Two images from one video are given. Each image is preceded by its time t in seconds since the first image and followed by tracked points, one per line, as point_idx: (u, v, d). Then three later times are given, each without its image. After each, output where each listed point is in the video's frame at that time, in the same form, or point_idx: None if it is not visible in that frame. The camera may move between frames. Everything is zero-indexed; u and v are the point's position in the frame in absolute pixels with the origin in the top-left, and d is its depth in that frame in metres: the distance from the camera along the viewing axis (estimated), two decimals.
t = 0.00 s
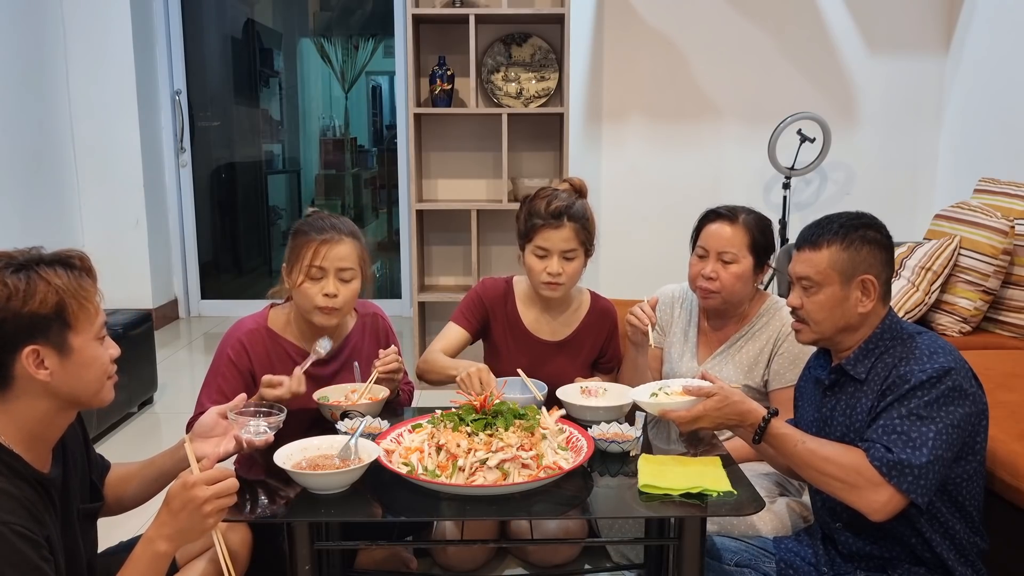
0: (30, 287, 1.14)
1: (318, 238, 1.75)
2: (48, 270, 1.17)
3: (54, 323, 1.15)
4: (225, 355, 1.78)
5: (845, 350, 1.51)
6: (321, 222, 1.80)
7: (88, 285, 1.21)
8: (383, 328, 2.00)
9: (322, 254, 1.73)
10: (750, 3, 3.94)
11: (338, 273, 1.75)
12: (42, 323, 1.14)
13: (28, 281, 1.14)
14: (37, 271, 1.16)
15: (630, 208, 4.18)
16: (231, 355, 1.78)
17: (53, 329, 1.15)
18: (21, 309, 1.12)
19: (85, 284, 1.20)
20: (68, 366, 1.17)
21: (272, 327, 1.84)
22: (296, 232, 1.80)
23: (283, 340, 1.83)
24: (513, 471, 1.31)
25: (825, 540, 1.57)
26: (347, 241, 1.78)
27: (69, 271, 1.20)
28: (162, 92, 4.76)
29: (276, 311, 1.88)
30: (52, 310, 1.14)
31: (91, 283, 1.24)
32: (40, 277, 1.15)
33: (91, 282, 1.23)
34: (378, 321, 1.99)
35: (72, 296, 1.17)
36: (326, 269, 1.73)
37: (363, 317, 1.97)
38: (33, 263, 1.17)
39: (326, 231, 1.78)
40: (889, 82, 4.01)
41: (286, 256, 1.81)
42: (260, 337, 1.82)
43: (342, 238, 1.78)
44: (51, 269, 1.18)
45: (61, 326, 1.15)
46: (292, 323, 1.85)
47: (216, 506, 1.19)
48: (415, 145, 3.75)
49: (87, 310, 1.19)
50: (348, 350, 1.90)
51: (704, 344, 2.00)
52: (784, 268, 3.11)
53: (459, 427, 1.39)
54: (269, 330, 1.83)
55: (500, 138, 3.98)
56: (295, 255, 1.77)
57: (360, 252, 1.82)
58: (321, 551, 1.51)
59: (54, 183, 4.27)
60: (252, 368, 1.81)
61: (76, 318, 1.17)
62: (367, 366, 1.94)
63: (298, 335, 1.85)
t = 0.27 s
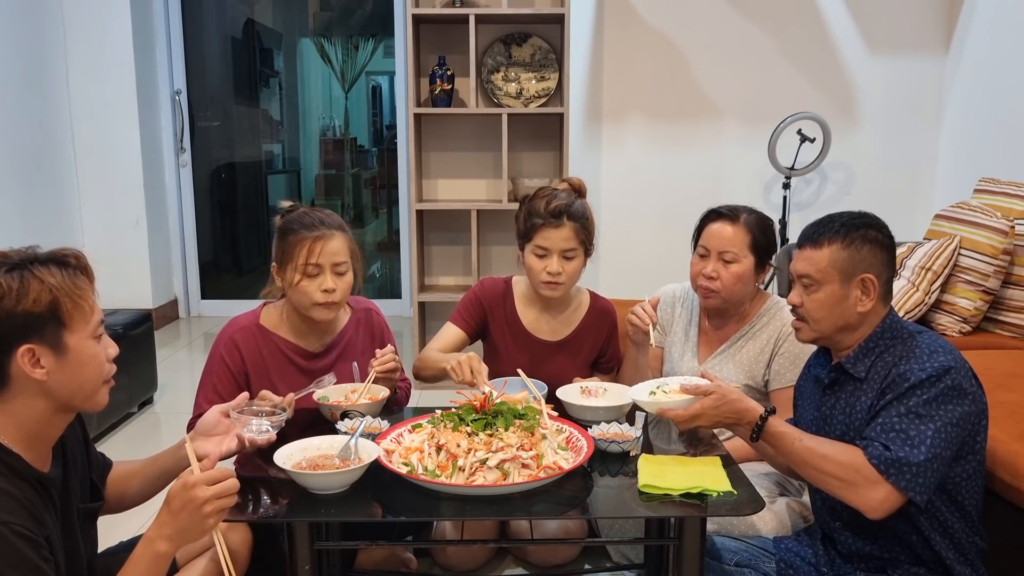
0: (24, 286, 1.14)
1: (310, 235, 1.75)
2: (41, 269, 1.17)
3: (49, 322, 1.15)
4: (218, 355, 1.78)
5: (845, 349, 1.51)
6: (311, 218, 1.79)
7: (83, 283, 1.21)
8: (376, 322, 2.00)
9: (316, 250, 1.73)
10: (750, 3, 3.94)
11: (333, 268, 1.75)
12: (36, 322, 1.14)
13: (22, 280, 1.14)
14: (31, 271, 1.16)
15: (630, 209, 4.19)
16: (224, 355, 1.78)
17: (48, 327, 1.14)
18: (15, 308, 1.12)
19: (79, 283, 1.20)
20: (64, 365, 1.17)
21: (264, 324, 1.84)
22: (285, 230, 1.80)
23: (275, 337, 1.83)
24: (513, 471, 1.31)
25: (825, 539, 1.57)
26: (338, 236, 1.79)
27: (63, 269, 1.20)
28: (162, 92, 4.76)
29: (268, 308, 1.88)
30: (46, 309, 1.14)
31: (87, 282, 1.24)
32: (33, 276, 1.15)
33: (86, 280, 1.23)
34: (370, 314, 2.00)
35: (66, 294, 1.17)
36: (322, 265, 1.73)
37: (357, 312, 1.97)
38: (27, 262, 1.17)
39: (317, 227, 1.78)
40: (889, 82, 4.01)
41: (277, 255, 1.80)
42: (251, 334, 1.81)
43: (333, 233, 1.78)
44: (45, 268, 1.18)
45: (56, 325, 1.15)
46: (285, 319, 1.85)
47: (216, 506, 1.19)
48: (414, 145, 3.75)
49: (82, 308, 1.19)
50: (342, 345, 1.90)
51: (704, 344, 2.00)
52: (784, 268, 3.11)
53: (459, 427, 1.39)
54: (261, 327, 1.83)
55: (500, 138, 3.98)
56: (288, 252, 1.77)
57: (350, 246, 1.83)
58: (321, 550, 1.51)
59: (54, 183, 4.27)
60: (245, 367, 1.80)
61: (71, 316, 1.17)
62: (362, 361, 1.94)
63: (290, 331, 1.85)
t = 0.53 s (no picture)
0: (20, 285, 1.14)
1: (303, 233, 1.75)
2: (37, 267, 1.17)
3: (45, 320, 1.15)
4: (214, 354, 1.78)
5: (845, 348, 1.51)
6: (301, 216, 1.79)
7: (80, 282, 1.21)
8: (371, 318, 2.00)
9: (309, 248, 1.73)
10: (751, 2, 3.94)
11: (326, 264, 1.75)
12: (32, 320, 1.14)
13: (18, 278, 1.14)
14: (27, 269, 1.16)
15: (630, 209, 4.19)
16: (220, 354, 1.78)
17: (44, 326, 1.15)
18: (10, 306, 1.12)
19: (76, 281, 1.20)
20: (61, 363, 1.17)
21: (258, 322, 1.84)
22: (276, 229, 1.80)
23: (270, 334, 1.83)
24: (513, 471, 1.31)
25: (825, 539, 1.57)
26: (330, 233, 1.79)
27: (59, 268, 1.20)
28: (162, 92, 4.76)
29: (262, 307, 1.88)
30: (42, 307, 1.14)
31: (83, 280, 1.24)
32: (29, 274, 1.16)
33: (82, 279, 1.24)
34: (365, 311, 1.99)
35: (62, 293, 1.17)
36: (315, 262, 1.73)
37: (351, 309, 1.97)
38: (24, 261, 1.17)
39: (307, 224, 1.78)
40: (889, 82, 4.01)
41: (269, 254, 1.80)
42: (246, 332, 1.81)
43: (324, 230, 1.78)
44: (41, 267, 1.18)
45: (52, 323, 1.15)
46: (280, 317, 1.85)
47: (217, 507, 1.19)
48: (414, 145, 3.75)
49: (77, 306, 1.19)
50: (337, 341, 1.90)
51: (704, 344, 2.00)
52: (783, 268, 3.11)
53: (459, 427, 1.39)
54: (255, 325, 1.83)
55: (500, 138, 3.98)
56: (280, 251, 1.76)
57: (342, 241, 1.84)
58: (322, 550, 1.51)
59: (54, 183, 4.27)
60: (241, 365, 1.80)
61: (67, 315, 1.17)
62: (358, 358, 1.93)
63: (285, 328, 1.85)
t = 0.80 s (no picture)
0: (19, 283, 1.14)
1: (298, 231, 1.75)
2: (37, 266, 1.17)
3: (44, 319, 1.15)
4: (212, 353, 1.78)
5: (845, 348, 1.51)
6: (296, 215, 1.79)
7: (79, 280, 1.21)
8: (368, 318, 2.00)
9: (304, 247, 1.73)
10: (751, 3, 3.94)
11: (322, 263, 1.76)
12: (31, 319, 1.14)
13: (17, 277, 1.14)
14: (26, 268, 1.16)
15: (630, 209, 4.19)
16: (218, 354, 1.78)
17: (43, 324, 1.15)
18: (8, 305, 1.12)
19: (75, 279, 1.20)
20: (61, 362, 1.17)
21: (255, 321, 1.84)
22: (271, 228, 1.79)
23: (267, 333, 1.83)
24: (513, 471, 1.31)
25: (825, 539, 1.57)
26: (325, 231, 1.79)
27: (59, 267, 1.20)
28: (162, 92, 4.76)
29: (259, 306, 1.88)
30: (41, 305, 1.14)
31: (83, 278, 1.24)
32: (28, 272, 1.16)
33: (82, 278, 1.24)
34: (362, 310, 2.00)
35: (62, 292, 1.17)
36: (311, 261, 1.74)
37: (348, 308, 1.97)
38: (23, 259, 1.18)
39: (302, 223, 1.78)
40: (889, 82, 4.01)
41: (264, 253, 1.80)
42: (243, 331, 1.81)
43: (319, 228, 1.79)
44: (41, 265, 1.18)
45: (51, 322, 1.15)
46: (276, 315, 1.85)
47: (219, 507, 1.18)
48: (414, 145, 3.75)
49: (77, 305, 1.19)
50: (334, 339, 1.90)
51: (704, 344, 2.00)
52: (784, 268, 3.11)
53: (459, 427, 1.39)
54: (252, 324, 1.83)
55: (500, 138, 3.98)
56: (275, 250, 1.76)
57: (337, 239, 1.84)
58: (322, 551, 1.51)
59: (54, 184, 4.27)
60: (238, 364, 1.80)
61: (66, 313, 1.17)
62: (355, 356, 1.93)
63: (282, 327, 1.85)
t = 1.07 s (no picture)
0: (20, 283, 1.14)
1: (293, 231, 1.75)
2: (38, 265, 1.17)
3: (44, 317, 1.15)
4: (210, 354, 1.79)
5: (845, 347, 1.51)
6: (290, 215, 1.79)
7: (80, 279, 1.21)
8: (366, 317, 2.00)
9: (299, 246, 1.73)
10: (751, 3, 3.94)
11: (318, 262, 1.75)
12: (32, 318, 1.14)
13: (18, 276, 1.14)
14: (27, 267, 1.16)
15: (631, 209, 4.19)
16: (215, 354, 1.78)
17: (44, 323, 1.15)
18: (9, 303, 1.12)
19: (76, 278, 1.20)
20: (61, 360, 1.17)
21: (253, 321, 1.84)
22: (265, 229, 1.79)
23: (264, 333, 1.83)
24: (513, 471, 1.31)
25: (825, 539, 1.57)
26: (320, 230, 1.79)
27: (60, 265, 1.20)
28: (162, 92, 4.76)
29: (257, 306, 1.88)
30: (41, 304, 1.14)
31: (84, 277, 1.24)
32: (29, 272, 1.16)
33: (83, 276, 1.24)
34: (360, 310, 1.99)
35: (62, 290, 1.17)
36: (306, 260, 1.73)
37: (346, 307, 1.97)
38: (25, 259, 1.18)
39: (297, 223, 1.78)
40: (889, 82, 4.01)
41: (260, 253, 1.80)
42: (240, 330, 1.81)
43: (314, 228, 1.78)
44: (41, 264, 1.18)
45: (52, 320, 1.15)
46: (273, 315, 1.85)
47: (223, 510, 1.19)
48: (414, 145, 3.75)
49: (78, 303, 1.19)
50: (332, 338, 1.90)
51: (704, 344, 2.00)
52: (784, 268, 3.11)
53: (459, 427, 1.39)
54: (249, 323, 1.83)
55: (500, 138, 3.98)
56: (271, 250, 1.76)
57: (332, 238, 1.84)
58: (322, 551, 1.51)
59: (54, 184, 4.28)
60: (237, 364, 1.80)
61: (67, 312, 1.17)
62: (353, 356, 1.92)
63: (279, 327, 1.85)
